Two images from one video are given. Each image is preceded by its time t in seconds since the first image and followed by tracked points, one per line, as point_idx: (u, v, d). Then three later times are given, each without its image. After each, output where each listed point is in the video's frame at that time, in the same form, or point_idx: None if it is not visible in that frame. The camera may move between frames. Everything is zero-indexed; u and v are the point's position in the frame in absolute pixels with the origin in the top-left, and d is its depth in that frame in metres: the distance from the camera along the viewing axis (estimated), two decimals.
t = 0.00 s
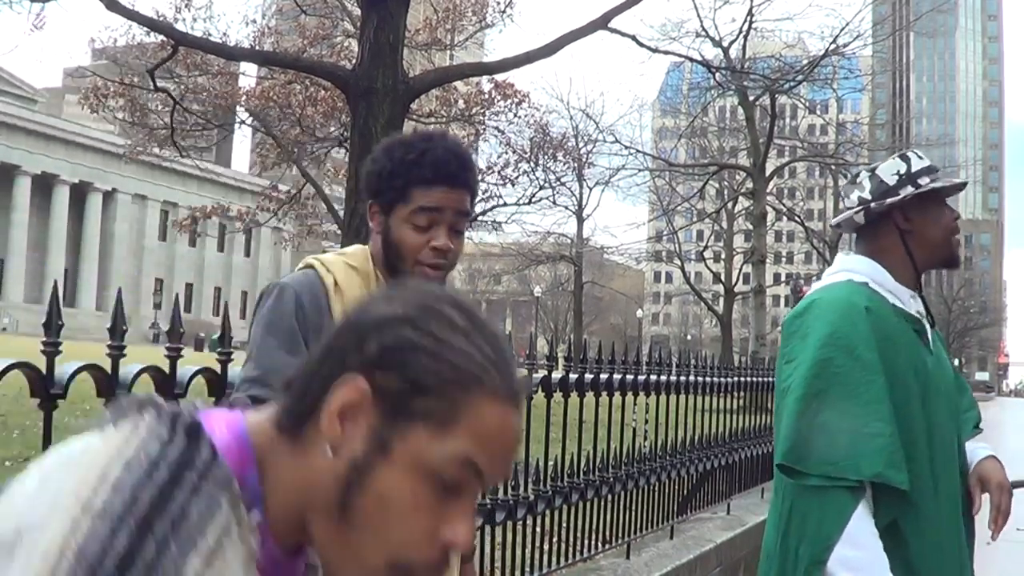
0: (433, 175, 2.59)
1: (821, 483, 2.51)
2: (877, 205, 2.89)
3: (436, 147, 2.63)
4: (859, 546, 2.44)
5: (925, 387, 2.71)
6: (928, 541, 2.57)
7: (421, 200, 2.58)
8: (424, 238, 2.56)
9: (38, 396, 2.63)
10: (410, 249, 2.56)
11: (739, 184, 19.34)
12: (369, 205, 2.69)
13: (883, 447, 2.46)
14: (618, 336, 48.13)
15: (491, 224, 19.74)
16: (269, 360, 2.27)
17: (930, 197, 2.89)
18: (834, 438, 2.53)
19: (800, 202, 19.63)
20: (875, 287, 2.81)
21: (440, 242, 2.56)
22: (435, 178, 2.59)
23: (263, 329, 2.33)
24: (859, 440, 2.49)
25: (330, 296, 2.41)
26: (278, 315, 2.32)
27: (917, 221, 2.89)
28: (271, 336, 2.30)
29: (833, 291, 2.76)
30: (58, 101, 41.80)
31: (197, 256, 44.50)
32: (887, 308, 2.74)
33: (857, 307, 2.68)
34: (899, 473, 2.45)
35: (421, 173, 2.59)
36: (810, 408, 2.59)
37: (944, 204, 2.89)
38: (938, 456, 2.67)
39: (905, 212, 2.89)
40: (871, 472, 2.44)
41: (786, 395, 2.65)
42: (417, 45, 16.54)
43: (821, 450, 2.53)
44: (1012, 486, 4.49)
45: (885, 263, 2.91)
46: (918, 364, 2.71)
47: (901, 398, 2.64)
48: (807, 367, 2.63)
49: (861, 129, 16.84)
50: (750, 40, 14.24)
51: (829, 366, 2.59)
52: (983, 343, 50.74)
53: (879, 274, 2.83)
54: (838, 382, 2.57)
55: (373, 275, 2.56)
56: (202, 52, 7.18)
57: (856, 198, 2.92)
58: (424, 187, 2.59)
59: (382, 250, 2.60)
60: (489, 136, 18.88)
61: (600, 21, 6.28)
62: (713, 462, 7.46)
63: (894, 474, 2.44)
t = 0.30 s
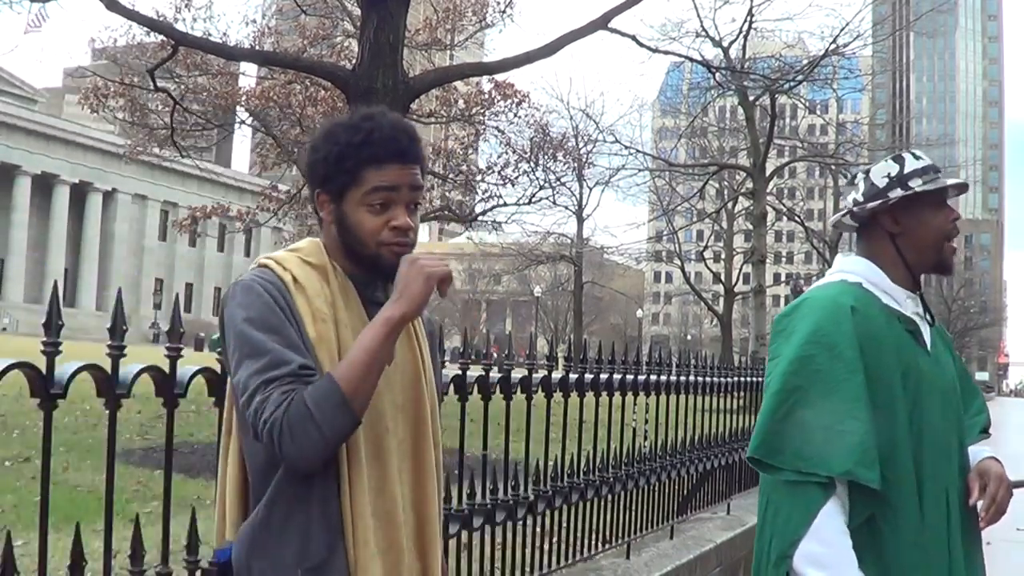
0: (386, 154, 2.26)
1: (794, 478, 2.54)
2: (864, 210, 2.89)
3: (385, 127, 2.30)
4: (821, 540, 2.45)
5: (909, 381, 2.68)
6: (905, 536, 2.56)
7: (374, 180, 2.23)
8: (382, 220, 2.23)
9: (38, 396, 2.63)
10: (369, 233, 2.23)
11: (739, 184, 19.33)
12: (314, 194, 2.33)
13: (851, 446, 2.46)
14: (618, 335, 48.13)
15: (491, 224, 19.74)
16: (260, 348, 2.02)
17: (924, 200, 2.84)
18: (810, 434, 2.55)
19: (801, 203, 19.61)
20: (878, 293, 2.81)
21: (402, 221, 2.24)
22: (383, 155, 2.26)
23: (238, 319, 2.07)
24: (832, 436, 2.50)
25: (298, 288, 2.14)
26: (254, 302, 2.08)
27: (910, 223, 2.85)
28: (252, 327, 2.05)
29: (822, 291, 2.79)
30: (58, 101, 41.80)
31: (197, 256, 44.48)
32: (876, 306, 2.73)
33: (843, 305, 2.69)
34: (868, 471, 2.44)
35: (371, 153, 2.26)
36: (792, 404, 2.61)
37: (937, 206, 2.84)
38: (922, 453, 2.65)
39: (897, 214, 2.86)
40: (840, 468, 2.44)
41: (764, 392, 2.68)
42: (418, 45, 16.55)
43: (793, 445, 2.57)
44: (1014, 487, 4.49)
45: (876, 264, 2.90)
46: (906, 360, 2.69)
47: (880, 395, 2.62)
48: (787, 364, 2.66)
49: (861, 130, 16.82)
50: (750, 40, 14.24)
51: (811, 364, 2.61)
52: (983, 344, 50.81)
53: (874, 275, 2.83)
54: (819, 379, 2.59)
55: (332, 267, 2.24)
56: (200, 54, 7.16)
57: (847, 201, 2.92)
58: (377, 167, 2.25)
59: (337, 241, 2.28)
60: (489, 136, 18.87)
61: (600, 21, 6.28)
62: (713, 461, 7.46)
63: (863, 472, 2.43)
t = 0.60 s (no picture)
0: (361, 141, 2.26)
1: (770, 478, 2.61)
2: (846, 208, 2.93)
3: (357, 115, 2.30)
4: (790, 541, 2.51)
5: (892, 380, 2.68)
6: (885, 538, 2.57)
7: (353, 169, 2.23)
8: (365, 209, 2.24)
9: (38, 396, 2.63)
10: (350, 224, 2.24)
11: (739, 184, 19.32)
12: (287, 186, 2.31)
13: (827, 448, 2.50)
14: (618, 335, 48.11)
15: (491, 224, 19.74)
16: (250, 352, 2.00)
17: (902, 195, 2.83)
18: (787, 433, 2.61)
19: (801, 203, 19.60)
20: (873, 299, 2.81)
21: (382, 209, 2.25)
22: (360, 144, 2.26)
23: (224, 325, 2.05)
24: (804, 437, 2.56)
25: (279, 290, 2.13)
26: (240, 307, 2.06)
27: (888, 220, 2.85)
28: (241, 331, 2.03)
29: (808, 296, 2.85)
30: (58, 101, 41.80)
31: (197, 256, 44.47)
32: (860, 306, 2.75)
33: (824, 308, 2.73)
34: (842, 471, 2.47)
35: (349, 141, 2.25)
36: (770, 408, 2.69)
37: (908, 205, 2.83)
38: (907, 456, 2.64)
39: (874, 211, 2.87)
40: (810, 469, 2.49)
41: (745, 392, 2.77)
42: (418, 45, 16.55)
43: (766, 446, 2.65)
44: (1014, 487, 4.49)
45: (863, 265, 2.92)
46: (894, 360, 2.69)
47: (860, 397, 2.64)
48: (766, 366, 2.74)
49: (862, 130, 16.81)
50: (750, 40, 14.24)
51: (788, 366, 2.68)
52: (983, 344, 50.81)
53: (864, 276, 2.85)
54: (796, 381, 2.65)
55: (304, 267, 2.23)
56: (200, 54, 7.16)
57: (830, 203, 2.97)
58: (357, 155, 2.25)
59: (312, 238, 2.29)
60: (489, 136, 18.87)
61: (600, 21, 6.28)
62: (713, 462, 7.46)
63: (836, 472, 2.47)
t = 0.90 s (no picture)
0: (367, 147, 2.26)
1: (742, 482, 2.70)
2: (838, 208, 2.94)
3: (360, 118, 2.29)
4: (759, 546, 2.57)
5: (868, 383, 2.68)
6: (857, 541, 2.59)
7: (357, 176, 2.24)
8: (365, 215, 2.25)
9: (38, 396, 2.63)
10: (351, 230, 2.25)
11: (739, 184, 19.31)
12: (283, 188, 2.29)
13: (792, 451, 2.56)
14: (618, 335, 48.10)
15: (491, 224, 19.75)
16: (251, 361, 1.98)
17: (888, 197, 2.81)
18: (759, 437, 2.69)
19: (801, 203, 19.60)
20: (862, 304, 2.80)
21: (380, 217, 2.26)
22: (359, 150, 2.25)
23: (225, 334, 2.01)
24: (772, 444, 2.63)
25: (272, 293, 2.12)
26: (238, 315, 2.04)
27: (875, 221, 2.84)
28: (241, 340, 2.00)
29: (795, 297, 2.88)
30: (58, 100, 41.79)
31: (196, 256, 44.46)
32: (841, 308, 2.76)
33: (804, 311, 2.75)
34: (803, 475, 2.53)
35: (352, 146, 2.25)
36: (741, 416, 2.76)
37: (890, 204, 2.81)
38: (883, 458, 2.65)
39: (863, 211, 2.87)
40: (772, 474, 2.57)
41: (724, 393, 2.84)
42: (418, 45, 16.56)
43: (739, 454, 2.73)
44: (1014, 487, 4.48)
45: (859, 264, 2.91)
46: (879, 362, 2.69)
47: (834, 400, 2.66)
48: (744, 370, 2.79)
49: (861, 130, 16.80)
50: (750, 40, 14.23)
51: (765, 371, 2.73)
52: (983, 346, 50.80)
53: (856, 277, 2.85)
54: (771, 386, 2.70)
55: (294, 270, 2.23)
56: (200, 54, 7.16)
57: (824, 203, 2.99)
58: (361, 161, 2.26)
59: (305, 239, 2.29)
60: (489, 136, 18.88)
61: (600, 21, 6.28)
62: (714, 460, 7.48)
63: (798, 476, 2.53)
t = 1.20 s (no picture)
0: (365, 149, 2.26)
1: (719, 494, 2.78)
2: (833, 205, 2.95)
3: (361, 121, 2.30)
4: (734, 558, 2.63)
5: (853, 385, 2.71)
6: (840, 552, 2.64)
7: (356, 178, 2.24)
8: (364, 218, 2.25)
9: (38, 396, 2.63)
10: (350, 232, 2.25)
11: (740, 184, 19.30)
12: (283, 188, 2.30)
13: (767, 461, 2.62)
14: (618, 336, 48.10)
15: (491, 224, 19.75)
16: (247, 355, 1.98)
17: (880, 195, 2.81)
18: (738, 445, 2.75)
19: (801, 204, 19.59)
20: (850, 303, 2.81)
21: (380, 220, 2.27)
22: (361, 151, 2.26)
23: (222, 330, 2.02)
24: (752, 452, 2.69)
25: (272, 290, 2.12)
26: (237, 310, 2.04)
27: (869, 220, 2.84)
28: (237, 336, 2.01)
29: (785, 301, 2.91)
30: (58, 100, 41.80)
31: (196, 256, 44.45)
32: (829, 313, 2.78)
33: (789, 317, 2.79)
34: (774, 487, 2.59)
35: (352, 148, 2.25)
36: (724, 424, 2.81)
37: (884, 204, 2.81)
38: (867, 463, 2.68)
39: (858, 209, 2.88)
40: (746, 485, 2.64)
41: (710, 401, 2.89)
42: (418, 45, 16.56)
43: (722, 461, 2.78)
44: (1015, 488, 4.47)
45: (856, 265, 2.92)
46: (868, 365, 2.71)
47: (819, 407, 2.70)
48: (729, 377, 2.84)
49: (861, 130, 16.78)
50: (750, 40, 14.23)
51: (749, 378, 2.78)
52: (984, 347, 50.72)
53: (851, 278, 2.86)
54: (754, 393, 2.76)
55: (297, 270, 2.22)
56: (200, 54, 7.16)
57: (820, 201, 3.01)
58: (362, 163, 2.26)
59: (305, 240, 2.29)
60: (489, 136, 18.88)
61: (600, 21, 6.28)
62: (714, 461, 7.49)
63: (769, 488, 2.59)
